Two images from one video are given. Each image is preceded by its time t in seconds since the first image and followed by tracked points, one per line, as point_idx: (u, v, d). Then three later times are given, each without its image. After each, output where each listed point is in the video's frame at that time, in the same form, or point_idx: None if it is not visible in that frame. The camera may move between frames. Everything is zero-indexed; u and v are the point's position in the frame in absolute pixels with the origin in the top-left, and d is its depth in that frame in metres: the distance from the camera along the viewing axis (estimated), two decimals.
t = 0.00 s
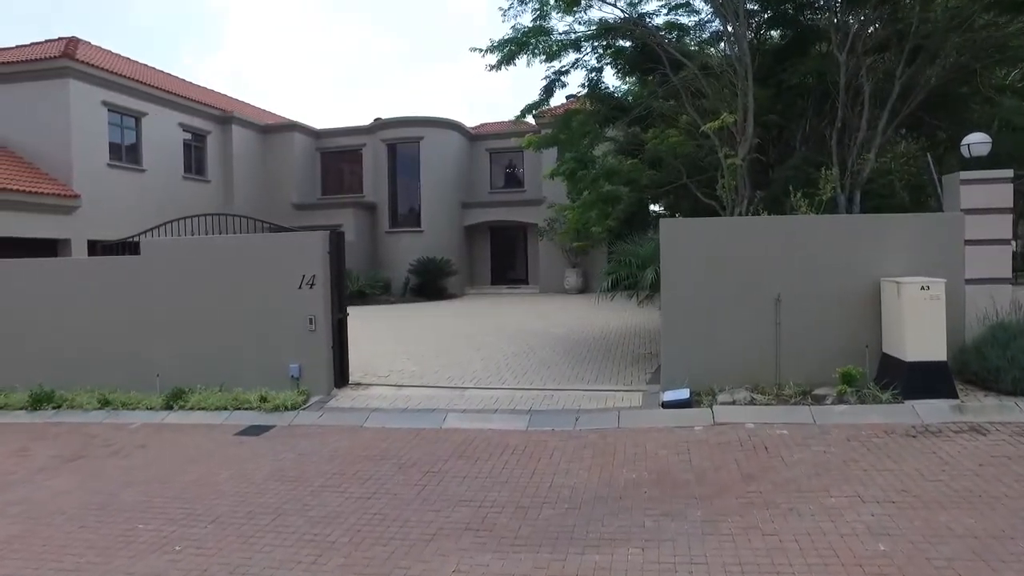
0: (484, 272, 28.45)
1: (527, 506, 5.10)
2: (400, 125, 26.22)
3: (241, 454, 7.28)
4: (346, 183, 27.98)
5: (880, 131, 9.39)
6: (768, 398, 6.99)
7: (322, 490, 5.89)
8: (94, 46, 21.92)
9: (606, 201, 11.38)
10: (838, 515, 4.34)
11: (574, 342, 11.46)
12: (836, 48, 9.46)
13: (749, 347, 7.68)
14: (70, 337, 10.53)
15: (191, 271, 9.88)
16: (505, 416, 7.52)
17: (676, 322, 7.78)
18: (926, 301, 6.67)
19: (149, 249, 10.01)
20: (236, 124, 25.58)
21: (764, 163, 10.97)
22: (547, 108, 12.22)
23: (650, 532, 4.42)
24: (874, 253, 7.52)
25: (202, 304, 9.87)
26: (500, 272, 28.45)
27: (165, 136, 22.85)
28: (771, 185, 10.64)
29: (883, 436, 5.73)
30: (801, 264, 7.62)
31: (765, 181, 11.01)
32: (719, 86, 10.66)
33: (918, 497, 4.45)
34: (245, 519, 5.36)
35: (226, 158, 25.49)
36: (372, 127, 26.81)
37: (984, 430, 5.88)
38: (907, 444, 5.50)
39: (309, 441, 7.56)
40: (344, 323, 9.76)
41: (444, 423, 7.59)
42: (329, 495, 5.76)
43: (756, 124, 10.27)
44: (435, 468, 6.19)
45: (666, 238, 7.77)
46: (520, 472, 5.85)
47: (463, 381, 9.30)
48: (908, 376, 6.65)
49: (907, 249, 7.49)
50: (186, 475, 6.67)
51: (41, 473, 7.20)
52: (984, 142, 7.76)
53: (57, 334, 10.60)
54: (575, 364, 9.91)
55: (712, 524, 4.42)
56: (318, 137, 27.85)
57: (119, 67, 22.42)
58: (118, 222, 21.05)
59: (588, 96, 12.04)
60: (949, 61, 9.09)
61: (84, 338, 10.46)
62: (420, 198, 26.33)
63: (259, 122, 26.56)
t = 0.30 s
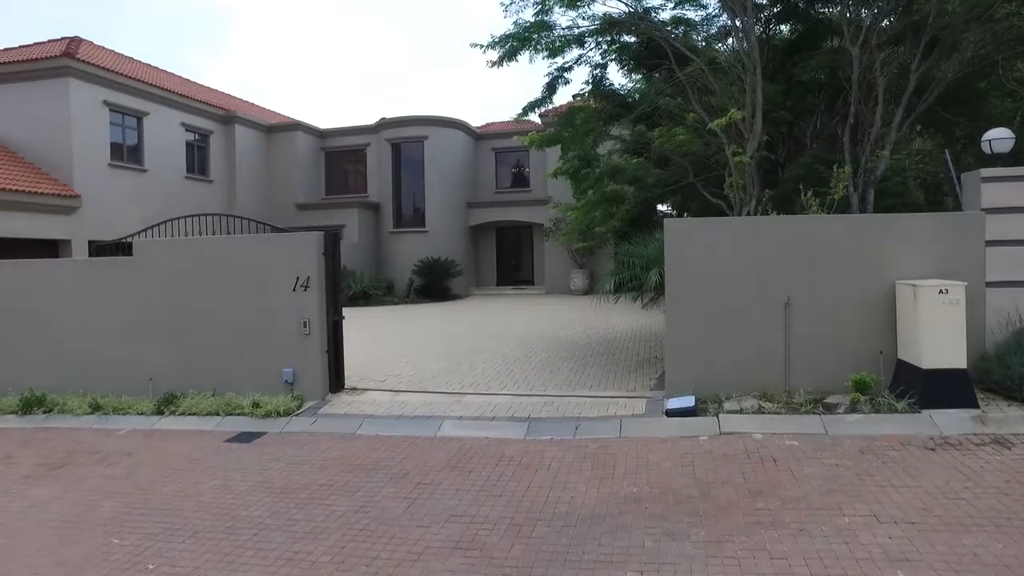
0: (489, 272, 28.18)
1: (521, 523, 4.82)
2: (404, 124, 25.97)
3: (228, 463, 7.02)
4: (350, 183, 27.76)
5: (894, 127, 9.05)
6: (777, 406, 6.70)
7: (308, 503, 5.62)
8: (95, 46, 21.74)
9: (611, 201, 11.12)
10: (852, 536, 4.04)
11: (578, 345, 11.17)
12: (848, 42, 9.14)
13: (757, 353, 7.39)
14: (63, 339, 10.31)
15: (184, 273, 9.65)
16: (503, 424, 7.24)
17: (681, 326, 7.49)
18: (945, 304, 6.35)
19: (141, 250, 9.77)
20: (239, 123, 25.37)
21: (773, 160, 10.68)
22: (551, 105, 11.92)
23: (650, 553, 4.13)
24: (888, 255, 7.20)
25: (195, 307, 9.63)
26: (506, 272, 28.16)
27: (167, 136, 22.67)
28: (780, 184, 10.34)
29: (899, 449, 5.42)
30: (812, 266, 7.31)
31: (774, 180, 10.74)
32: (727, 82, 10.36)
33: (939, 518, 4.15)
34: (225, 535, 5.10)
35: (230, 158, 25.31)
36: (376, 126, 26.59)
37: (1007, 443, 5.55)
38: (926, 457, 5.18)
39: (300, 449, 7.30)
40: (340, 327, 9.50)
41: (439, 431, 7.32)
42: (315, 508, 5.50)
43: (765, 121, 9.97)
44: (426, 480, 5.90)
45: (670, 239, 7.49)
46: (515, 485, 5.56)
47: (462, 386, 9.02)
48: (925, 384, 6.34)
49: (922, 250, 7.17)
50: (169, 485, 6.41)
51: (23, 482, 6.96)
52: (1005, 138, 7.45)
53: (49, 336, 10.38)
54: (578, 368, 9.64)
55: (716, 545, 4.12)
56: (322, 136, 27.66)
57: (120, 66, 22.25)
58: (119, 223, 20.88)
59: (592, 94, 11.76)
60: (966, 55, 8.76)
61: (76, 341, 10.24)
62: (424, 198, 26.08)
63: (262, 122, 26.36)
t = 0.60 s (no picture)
0: (493, 273, 27.93)
1: (512, 539, 4.55)
2: (406, 123, 25.74)
3: (213, 471, 6.76)
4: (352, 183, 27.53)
5: (906, 123, 8.75)
6: (784, 413, 6.41)
7: (292, 515, 5.36)
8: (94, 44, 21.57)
9: (613, 200, 10.84)
10: (866, 558, 3.76)
11: (578, 348, 10.90)
12: (858, 36, 8.85)
13: (762, 359, 7.11)
14: (51, 342, 10.09)
15: (175, 273, 9.41)
16: (498, 430, 6.98)
17: (684, 329, 7.22)
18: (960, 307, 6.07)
19: (131, 249, 9.53)
20: (240, 123, 25.18)
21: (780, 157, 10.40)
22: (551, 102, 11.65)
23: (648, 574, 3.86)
24: (901, 256, 6.90)
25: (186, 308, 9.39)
26: (509, 272, 27.90)
27: (166, 135, 22.47)
28: (787, 182, 10.06)
29: (913, 460, 5.13)
30: (821, 267, 7.02)
31: (781, 179, 10.48)
32: (733, 78, 10.08)
33: (960, 539, 3.86)
34: (202, 549, 4.84)
35: (231, 158, 25.13)
36: (378, 126, 26.38)
37: None
38: (942, 470, 4.90)
39: (288, 456, 7.04)
40: (333, 329, 9.25)
41: (432, 437, 7.05)
42: (298, 521, 5.24)
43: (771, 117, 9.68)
44: (416, 491, 5.64)
45: (673, 238, 7.22)
46: (508, 497, 5.29)
47: (459, 391, 8.77)
48: (941, 391, 6.05)
49: (937, 251, 6.86)
50: (149, 494, 6.15)
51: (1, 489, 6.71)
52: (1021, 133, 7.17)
53: (38, 338, 10.16)
54: (578, 372, 9.37)
55: (720, 566, 3.85)
56: (324, 135, 27.47)
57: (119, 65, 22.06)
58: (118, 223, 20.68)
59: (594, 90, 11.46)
60: (982, 49, 8.47)
61: (65, 342, 10.02)
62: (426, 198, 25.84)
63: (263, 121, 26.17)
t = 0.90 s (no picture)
0: (497, 273, 27.64)
1: (501, 558, 4.25)
2: (409, 122, 25.48)
3: (194, 479, 6.48)
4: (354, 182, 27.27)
5: (921, 117, 8.42)
6: (793, 422, 6.10)
7: (271, 530, 5.07)
8: (93, 43, 21.40)
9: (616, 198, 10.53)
10: None
11: (580, 351, 10.60)
12: (871, 28, 8.51)
13: (769, 363, 6.80)
14: (39, 344, 9.85)
15: (163, 275, 9.14)
16: (493, 438, 6.69)
17: (688, 333, 6.91)
18: (981, 310, 5.77)
19: (119, 250, 9.27)
20: (241, 122, 24.97)
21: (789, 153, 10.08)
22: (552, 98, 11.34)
23: None
24: (916, 256, 6.58)
25: (175, 310, 9.12)
26: (514, 272, 27.60)
27: (166, 134, 22.27)
28: (796, 179, 9.74)
29: (931, 474, 4.81)
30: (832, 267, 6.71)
31: (789, 176, 10.20)
32: (740, 72, 9.76)
33: (986, 564, 3.55)
34: (173, 567, 4.56)
35: (232, 157, 24.92)
36: (381, 125, 26.14)
37: None
38: (962, 486, 4.58)
39: (274, 464, 6.75)
40: (326, 331, 8.97)
41: (424, 445, 6.77)
42: (277, 536, 4.95)
43: (779, 112, 9.36)
44: (402, 503, 5.35)
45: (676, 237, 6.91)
46: (499, 511, 4.99)
47: (456, 395, 8.49)
48: (961, 400, 5.75)
49: (955, 252, 6.53)
50: (126, 505, 5.88)
51: None
52: None
53: (26, 340, 9.93)
54: (580, 375, 9.08)
55: None
56: (326, 135, 27.27)
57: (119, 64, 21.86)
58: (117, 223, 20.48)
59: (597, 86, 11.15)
60: (1000, 40, 8.12)
61: (53, 345, 9.77)
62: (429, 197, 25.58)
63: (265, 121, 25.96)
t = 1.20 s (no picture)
0: (503, 272, 27.34)
1: None
2: (414, 120, 25.22)
3: (178, 488, 6.19)
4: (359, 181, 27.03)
5: (943, 108, 8.05)
6: (807, 431, 5.76)
7: (251, 545, 4.78)
8: (93, 41, 21.19)
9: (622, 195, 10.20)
10: None
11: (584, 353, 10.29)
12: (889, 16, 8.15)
13: (781, 368, 6.46)
14: (29, 345, 9.59)
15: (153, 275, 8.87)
16: (491, 445, 6.38)
17: (696, 336, 6.58)
18: (1008, 313, 5.43)
19: (107, 249, 8.99)
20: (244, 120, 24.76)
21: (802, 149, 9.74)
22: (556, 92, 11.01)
23: None
24: (937, 255, 6.22)
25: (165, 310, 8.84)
26: (520, 272, 27.30)
27: (169, 133, 22.07)
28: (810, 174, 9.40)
29: (958, 490, 4.47)
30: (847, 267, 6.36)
31: (802, 173, 9.87)
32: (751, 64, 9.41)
33: None
34: None
35: (236, 156, 24.71)
36: (385, 123, 25.88)
37: None
38: (992, 503, 4.24)
39: (262, 472, 6.45)
40: (320, 333, 8.68)
41: (418, 452, 6.46)
42: (257, 552, 4.64)
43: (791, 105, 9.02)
44: (391, 517, 5.04)
45: (682, 235, 6.58)
46: (492, 526, 4.67)
47: (456, 399, 8.19)
48: (988, 409, 5.42)
49: (979, 251, 6.17)
50: (103, 516, 5.59)
51: None
52: None
53: (15, 341, 9.68)
54: (583, 379, 8.77)
55: None
56: (330, 133, 27.05)
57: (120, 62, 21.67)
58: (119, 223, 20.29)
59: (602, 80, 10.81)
60: None
61: (43, 346, 9.51)
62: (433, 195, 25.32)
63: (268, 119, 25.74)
